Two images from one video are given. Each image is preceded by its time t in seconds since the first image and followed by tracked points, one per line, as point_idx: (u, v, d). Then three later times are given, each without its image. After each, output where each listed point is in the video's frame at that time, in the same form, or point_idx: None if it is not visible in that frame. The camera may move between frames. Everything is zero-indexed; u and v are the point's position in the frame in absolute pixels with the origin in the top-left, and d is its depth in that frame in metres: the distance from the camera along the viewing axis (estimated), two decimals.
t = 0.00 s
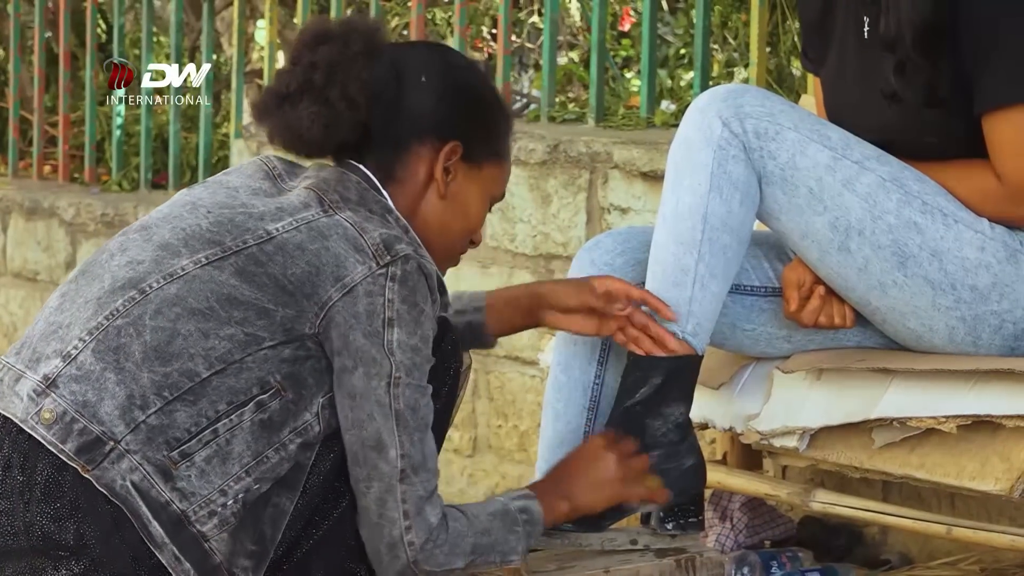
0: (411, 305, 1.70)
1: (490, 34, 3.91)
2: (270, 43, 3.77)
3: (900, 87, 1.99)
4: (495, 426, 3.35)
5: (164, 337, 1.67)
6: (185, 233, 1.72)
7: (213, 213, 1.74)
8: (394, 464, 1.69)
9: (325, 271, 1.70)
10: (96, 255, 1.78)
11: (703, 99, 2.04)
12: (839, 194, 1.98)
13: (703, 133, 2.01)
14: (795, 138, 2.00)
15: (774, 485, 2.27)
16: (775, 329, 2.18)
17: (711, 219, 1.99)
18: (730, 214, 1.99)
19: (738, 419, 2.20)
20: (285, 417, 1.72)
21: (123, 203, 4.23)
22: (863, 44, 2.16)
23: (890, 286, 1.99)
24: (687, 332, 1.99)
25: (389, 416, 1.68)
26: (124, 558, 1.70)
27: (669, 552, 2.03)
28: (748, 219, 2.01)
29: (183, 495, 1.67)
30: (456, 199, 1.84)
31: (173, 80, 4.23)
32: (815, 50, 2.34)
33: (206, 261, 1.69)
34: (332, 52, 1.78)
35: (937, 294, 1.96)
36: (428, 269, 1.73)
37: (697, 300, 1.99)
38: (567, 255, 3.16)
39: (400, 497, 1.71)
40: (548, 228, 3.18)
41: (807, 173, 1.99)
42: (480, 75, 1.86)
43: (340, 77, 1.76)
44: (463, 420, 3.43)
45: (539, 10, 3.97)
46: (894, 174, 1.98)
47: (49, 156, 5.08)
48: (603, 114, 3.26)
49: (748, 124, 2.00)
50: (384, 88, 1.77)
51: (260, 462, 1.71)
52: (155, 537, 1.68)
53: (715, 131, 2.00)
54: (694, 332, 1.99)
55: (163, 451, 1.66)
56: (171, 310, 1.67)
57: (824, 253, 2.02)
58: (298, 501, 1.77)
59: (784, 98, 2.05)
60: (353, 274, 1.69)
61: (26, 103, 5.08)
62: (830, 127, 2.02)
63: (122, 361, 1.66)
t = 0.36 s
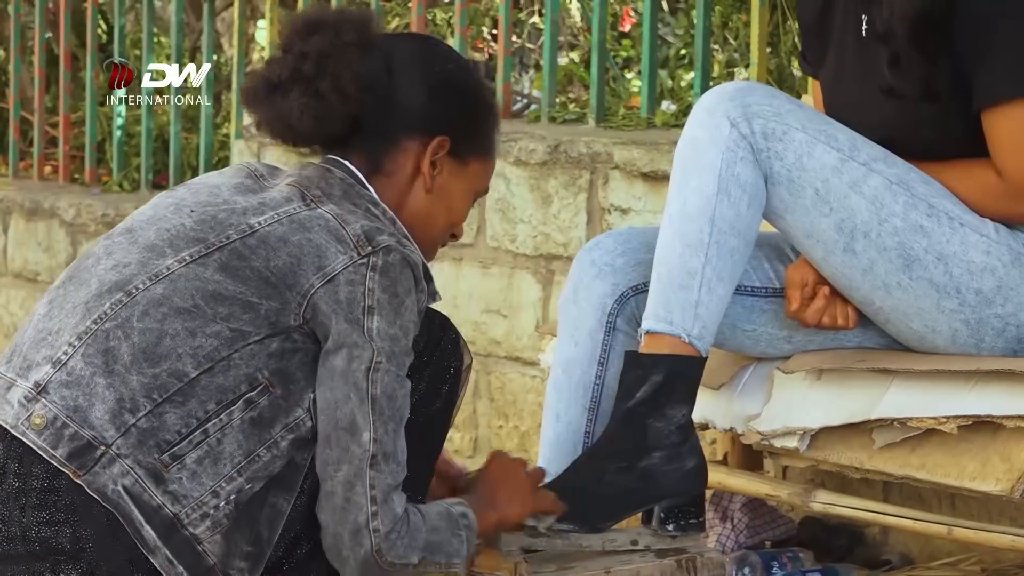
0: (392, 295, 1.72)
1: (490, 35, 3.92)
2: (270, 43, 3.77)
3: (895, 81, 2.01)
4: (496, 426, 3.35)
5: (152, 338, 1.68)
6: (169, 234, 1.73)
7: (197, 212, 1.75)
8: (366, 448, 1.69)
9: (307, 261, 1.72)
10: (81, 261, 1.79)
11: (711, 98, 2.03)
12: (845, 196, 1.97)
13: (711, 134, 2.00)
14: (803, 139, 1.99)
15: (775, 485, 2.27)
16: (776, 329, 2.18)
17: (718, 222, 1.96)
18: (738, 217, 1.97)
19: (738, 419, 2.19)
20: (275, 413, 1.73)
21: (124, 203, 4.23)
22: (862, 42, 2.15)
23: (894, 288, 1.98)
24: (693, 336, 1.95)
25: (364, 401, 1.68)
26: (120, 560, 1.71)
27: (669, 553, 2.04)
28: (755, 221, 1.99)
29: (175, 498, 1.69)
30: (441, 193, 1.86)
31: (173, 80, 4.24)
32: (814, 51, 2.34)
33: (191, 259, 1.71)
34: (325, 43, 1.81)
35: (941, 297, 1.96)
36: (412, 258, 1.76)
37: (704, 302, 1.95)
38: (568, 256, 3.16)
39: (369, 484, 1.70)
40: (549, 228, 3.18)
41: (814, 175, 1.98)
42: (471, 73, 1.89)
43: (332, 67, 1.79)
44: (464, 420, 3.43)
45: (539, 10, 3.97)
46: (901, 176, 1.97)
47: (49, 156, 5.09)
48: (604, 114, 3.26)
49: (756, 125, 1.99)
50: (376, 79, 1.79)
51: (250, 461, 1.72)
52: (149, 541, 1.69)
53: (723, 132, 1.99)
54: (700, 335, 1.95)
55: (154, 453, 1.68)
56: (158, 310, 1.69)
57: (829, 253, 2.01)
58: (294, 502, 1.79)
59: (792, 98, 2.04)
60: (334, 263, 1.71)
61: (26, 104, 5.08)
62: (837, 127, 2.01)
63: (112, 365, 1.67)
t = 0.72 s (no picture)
0: (378, 285, 1.73)
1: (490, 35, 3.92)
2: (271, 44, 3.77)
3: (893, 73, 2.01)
4: (497, 426, 3.35)
5: (138, 331, 1.69)
6: (153, 231, 1.75)
7: (180, 210, 1.78)
8: (355, 442, 1.70)
9: (292, 250, 1.73)
10: (68, 263, 1.81)
11: (731, 96, 1.96)
12: (862, 203, 1.93)
13: (729, 138, 1.94)
14: (823, 144, 1.93)
15: (775, 485, 2.27)
16: (778, 330, 2.18)
17: (734, 231, 1.92)
18: (754, 225, 1.93)
19: (738, 419, 2.18)
20: (264, 405, 1.73)
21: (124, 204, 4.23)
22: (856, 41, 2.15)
23: (905, 292, 1.97)
24: (703, 342, 1.92)
25: (351, 396, 1.69)
26: (109, 562, 1.72)
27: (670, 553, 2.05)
28: (770, 229, 1.95)
29: (166, 489, 1.69)
30: (418, 190, 1.88)
31: (173, 80, 4.24)
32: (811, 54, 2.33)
33: (175, 252, 1.73)
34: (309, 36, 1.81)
35: (952, 304, 1.95)
36: (396, 247, 1.77)
37: (716, 308, 1.92)
38: (568, 256, 3.16)
39: (359, 479, 1.70)
40: (549, 229, 3.18)
41: (831, 180, 1.93)
42: (441, 74, 1.92)
43: (315, 61, 1.79)
44: (464, 421, 3.43)
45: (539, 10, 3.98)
46: (918, 182, 1.95)
47: (49, 157, 5.09)
48: (604, 114, 3.27)
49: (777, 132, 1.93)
50: (357, 74, 1.81)
51: (242, 452, 1.72)
52: (142, 532, 1.69)
53: (743, 138, 1.93)
54: (710, 341, 1.93)
55: (144, 446, 1.68)
56: (143, 304, 1.70)
57: (841, 256, 1.98)
58: (286, 499, 1.79)
59: (810, 96, 1.98)
60: (319, 252, 1.73)
61: (26, 105, 5.09)
62: (856, 131, 1.96)
63: (98, 358, 1.68)
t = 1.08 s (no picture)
0: (347, 267, 1.65)
1: (490, 36, 3.92)
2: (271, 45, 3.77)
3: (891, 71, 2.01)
4: (496, 427, 3.35)
5: (121, 325, 1.68)
6: (144, 231, 1.75)
7: (170, 210, 1.78)
8: (234, 380, 1.60)
9: (269, 236, 1.71)
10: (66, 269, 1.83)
11: (747, 103, 1.94)
12: (874, 210, 1.93)
13: (743, 144, 1.92)
14: (837, 152, 1.93)
15: (775, 486, 2.26)
16: (777, 330, 2.18)
17: (745, 239, 1.90)
18: (765, 234, 1.90)
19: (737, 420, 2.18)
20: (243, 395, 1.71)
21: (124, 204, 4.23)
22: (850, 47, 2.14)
23: (912, 298, 1.96)
24: (710, 348, 1.89)
25: (262, 347, 1.60)
26: (108, 565, 1.73)
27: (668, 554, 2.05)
28: (781, 238, 1.93)
29: (133, 479, 1.68)
30: (417, 190, 1.88)
31: (173, 80, 4.23)
32: (807, 63, 2.31)
33: (160, 248, 1.72)
34: (306, 35, 1.82)
35: (959, 310, 1.95)
36: (379, 240, 1.69)
37: (725, 316, 1.89)
38: (567, 256, 3.16)
39: (222, 411, 1.59)
40: (549, 229, 3.18)
41: (844, 188, 1.93)
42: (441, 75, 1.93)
43: (312, 59, 1.80)
44: (464, 421, 3.43)
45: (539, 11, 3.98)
46: (929, 189, 1.94)
47: (49, 157, 5.09)
48: (604, 115, 3.27)
49: (791, 139, 1.92)
50: (355, 74, 1.81)
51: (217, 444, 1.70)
52: (109, 520, 1.69)
53: (758, 146, 1.91)
54: (717, 348, 1.89)
55: (114, 432, 1.67)
56: (127, 299, 1.69)
57: (849, 261, 1.97)
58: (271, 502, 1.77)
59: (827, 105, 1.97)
60: (296, 236, 1.69)
61: (26, 105, 5.09)
62: (869, 138, 1.96)
63: (80, 349, 1.68)
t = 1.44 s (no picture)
0: (331, 271, 1.66)
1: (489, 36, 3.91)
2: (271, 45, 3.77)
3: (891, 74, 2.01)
4: (496, 427, 3.35)
5: (111, 333, 1.70)
6: (133, 233, 1.76)
7: (160, 211, 1.79)
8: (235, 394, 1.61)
9: (252, 233, 1.70)
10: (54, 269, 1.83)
11: (755, 107, 1.94)
12: (881, 214, 1.92)
13: (753, 148, 1.91)
14: (846, 156, 1.92)
15: (775, 486, 2.26)
16: (777, 330, 2.18)
17: (754, 244, 1.89)
18: (774, 239, 1.90)
19: (737, 420, 2.17)
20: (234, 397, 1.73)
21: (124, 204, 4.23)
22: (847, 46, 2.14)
23: (916, 301, 1.96)
24: (716, 352, 1.89)
25: (254, 359, 1.61)
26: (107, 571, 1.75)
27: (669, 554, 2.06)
28: (790, 241, 1.92)
29: (133, 493, 1.70)
30: (416, 187, 1.88)
31: (173, 79, 4.21)
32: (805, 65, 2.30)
33: (149, 250, 1.72)
34: (298, 33, 1.82)
35: (963, 312, 1.96)
36: (362, 242, 1.71)
37: (732, 320, 1.89)
38: (567, 256, 3.16)
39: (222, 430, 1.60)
40: (548, 229, 3.18)
41: (852, 192, 1.92)
42: (442, 71, 1.93)
43: (306, 57, 1.80)
44: (464, 421, 3.43)
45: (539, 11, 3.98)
46: (936, 194, 1.94)
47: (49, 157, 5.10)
48: (603, 115, 3.27)
49: (801, 142, 1.91)
50: (352, 72, 1.81)
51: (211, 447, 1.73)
52: (109, 537, 1.72)
53: (767, 150, 1.90)
54: (723, 352, 1.90)
55: (112, 448, 1.69)
56: (117, 305, 1.70)
57: (853, 263, 1.97)
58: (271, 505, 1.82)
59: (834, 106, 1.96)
60: (280, 234, 1.69)
61: (26, 105, 5.10)
62: (876, 141, 1.95)
63: (72, 360, 1.70)
